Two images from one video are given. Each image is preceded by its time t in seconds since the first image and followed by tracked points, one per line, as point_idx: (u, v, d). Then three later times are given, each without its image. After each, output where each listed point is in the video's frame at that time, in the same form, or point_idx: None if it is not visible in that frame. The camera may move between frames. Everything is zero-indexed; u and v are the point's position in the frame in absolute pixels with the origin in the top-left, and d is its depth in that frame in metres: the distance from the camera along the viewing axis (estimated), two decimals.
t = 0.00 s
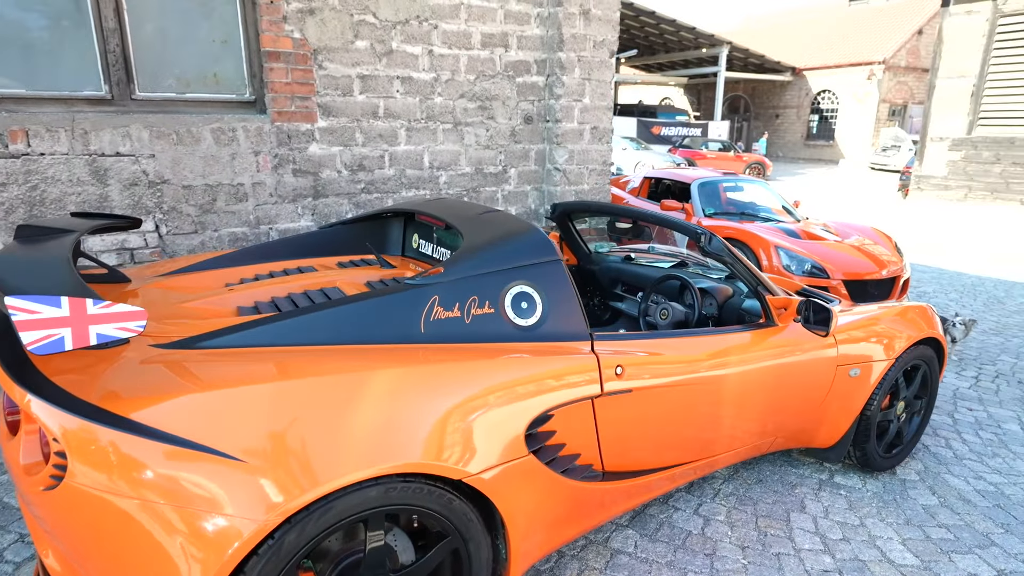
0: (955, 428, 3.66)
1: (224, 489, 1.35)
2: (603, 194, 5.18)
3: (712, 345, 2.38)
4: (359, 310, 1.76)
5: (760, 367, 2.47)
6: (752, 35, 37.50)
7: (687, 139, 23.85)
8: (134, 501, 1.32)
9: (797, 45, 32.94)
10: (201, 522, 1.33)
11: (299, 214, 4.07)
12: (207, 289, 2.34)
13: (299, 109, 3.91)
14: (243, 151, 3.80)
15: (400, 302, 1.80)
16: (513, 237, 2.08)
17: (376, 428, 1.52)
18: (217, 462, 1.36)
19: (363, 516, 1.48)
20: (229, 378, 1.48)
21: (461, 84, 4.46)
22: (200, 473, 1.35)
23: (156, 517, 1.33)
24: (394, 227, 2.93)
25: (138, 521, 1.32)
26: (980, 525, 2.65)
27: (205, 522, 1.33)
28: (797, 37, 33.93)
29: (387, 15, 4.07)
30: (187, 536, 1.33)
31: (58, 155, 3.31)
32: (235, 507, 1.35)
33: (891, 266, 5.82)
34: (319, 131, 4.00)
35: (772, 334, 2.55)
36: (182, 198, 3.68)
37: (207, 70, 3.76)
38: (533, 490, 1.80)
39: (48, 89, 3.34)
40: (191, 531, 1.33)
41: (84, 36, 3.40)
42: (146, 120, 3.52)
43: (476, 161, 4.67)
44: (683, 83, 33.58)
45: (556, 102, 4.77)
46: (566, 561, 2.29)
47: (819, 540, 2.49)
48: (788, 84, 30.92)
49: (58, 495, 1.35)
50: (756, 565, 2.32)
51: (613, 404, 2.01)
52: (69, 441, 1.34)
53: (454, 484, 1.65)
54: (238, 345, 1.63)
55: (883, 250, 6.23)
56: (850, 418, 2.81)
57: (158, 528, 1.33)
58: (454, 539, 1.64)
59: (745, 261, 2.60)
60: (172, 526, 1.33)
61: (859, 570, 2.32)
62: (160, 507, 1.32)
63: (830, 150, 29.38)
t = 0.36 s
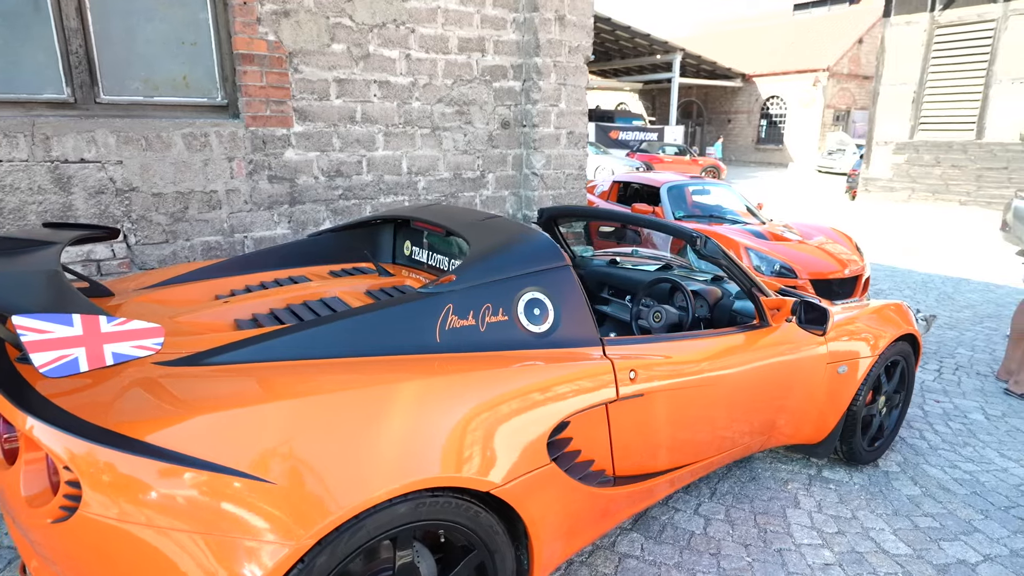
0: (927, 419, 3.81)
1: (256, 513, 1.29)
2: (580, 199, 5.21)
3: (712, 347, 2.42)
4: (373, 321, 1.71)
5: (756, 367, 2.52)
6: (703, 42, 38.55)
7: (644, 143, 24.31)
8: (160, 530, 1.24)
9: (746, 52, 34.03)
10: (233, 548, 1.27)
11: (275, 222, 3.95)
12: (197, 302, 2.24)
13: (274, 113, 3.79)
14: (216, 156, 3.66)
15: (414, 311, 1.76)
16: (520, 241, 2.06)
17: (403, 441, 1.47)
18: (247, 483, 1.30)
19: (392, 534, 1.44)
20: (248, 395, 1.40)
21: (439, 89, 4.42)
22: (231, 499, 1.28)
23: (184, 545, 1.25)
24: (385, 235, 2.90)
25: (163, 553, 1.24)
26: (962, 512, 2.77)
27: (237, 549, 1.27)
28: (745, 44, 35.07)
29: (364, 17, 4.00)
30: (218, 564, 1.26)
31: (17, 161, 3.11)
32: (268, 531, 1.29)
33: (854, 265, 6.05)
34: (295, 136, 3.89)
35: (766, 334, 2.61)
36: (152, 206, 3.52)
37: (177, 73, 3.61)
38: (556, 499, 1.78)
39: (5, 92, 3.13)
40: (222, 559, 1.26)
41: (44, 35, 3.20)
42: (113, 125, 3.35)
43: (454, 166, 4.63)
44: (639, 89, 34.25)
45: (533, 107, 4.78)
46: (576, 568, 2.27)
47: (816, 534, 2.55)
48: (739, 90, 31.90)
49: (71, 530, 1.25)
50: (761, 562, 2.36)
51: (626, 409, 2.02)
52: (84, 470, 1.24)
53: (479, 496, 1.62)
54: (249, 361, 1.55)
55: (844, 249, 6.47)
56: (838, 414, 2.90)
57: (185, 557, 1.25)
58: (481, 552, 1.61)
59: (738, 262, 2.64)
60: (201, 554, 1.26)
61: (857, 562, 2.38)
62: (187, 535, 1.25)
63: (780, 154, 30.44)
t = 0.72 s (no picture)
0: (896, 406, 4.02)
1: (303, 512, 1.32)
2: (559, 200, 5.30)
3: (707, 342, 2.53)
4: (396, 322, 1.74)
5: (748, 360, 2.64)
6: (661, 46, 39.35)
7: (607, 145, 24.69)
8: (210, 533, 1.25)
9: (702, 56, 34.92)
10: (281, 548, 1.29)
11: (259, 226, 3.90)
12: (201, 309, 2.21)
13: (257, 116, 3.75)
14: (198, 160, 3.59)
15: (436, 311, 1.80)
16: (529, 242, 2.12)
17: (438, 438, 1.52)
18: (294, 483, 1.33)
19: (430, 529, 1.48)
20: (287, 397, 1.43)
21: (421, 92, 4.44)
22: (279, 499, 1.30)
23: (233, 547, 1.27)
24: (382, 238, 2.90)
25: (212, 555, 1.25)
26: (936, 491, 2.94)
27: (285, 548, 1.29)
28: (702, 49, 35.98)
29: (347, 21, 3.99)
30: (267, 564, 1.28)
31: None
32: (315, 529, 1.32)
33: (819, 262, 6.31)
34: (278, 139, 3.86)
35: (756, 329, 2.74)
36: (132, 211, 3.43)
37: (156, 76, 3.54)
38: (576, 491, 1.85)
39: None
40: (271, 558, 1.29)
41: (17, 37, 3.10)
42: (92, 128, 3.26)
43: (437, 169, 4.66)
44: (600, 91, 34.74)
45: (513, 110, 4.84)
46: (585, 559, 2.34)
47: (807, 517, 2.67)
48: (697, 93, 32.70)
49: (116, 537, 1.24)
50: (758, 545, 2.47)
51: (635, 401, 2.10)
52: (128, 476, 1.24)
53: (507, 489, 1.67)
54: (277, 365, 1.57)
55: (808, 246, 6.74)
56: (820, 404, 3.05)
57: (234, 558, 1.27)
58: (509, 544, 1.65)
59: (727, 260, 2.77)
60: (250, 555, 1.27)
61: (847, 541, 2.52)
62: (237, 536, 1.27)
63: (737, 155, 31.32)
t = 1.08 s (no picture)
0: (854, 389, 4.30)
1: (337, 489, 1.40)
2: (533, 200, 5.44)
3: (688, 330, 2.69)
4: (408, 314, 1.83)
5: (724, 347, 2.82)
6: (618, 49, 40.05)
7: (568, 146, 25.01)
8: (250, 511, 1.32)
9: (658, 59, 35.71)
10: (317, 524, 1.37)
11: (240, 228, 3.89)
12: (203, 308, 2.25)
13: (236, 118, 3.75)
14: (178, 162, 3.58)
15: (444, 302, 1.89)
16: (525, 238, 2.24)
17: (455, 419, 1.62)
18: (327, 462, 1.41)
19: (452, 505, 1.58)
20: (315, 384, 1.51)
21: (398, 94, 4.51)
22: (314, 477, 1.38)
23: (272, 523, 1.34)
24: (374, 237, 2.98)
25: (252, 532, 1.33)
26: (894, 465, 3.19)
27: (323, 525, 1.37)
28: (658, 51, 36.79)
29: (325, 23, 4.03)
30: (304, 538, 1.36)
31: None
32: (349, 506, 1.40)
33: (778, 256, 6.63)
34: (258, 141, 3.87)
35: (731, 318, 2.92)
36: (112, 214, 3.40)
37: (133, 77, 3.51)
38: (578, 469, 1.97)
39: None
40: (309, 534, 1.36)
41: None
42: (69, 130, 3.22)
43: (414, 170, 4.72)
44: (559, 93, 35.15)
45: (488, 112, 4.95)
46: (580, 537, 2.46)
47: (781, 492, 2.87)
48: (654, 95, 33.42)
49: (159, 518, 1.30)
50: (739, 519, 2.64)
51: (627, 386, 2.24)
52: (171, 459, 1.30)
53: (518, 468, 1.78)
54: (300, 355, 1.64)
55: (768, 242, 7.06)
56: (789, 388, 3.26)
57: (273, 534, 1.34)
58: (521, 519, 1.75)
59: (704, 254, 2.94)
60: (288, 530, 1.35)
61: (818, 511, 2.72)
62: (275, 513, 1.34)
63: (694, 156, 32.16)
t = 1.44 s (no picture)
0: (824, 374, 4.55)
1: (370, 457, 1.52)
2: (515, 197, 5.58)
3: (674, 315, 2.87)
4: (423, 299, 1.96)
5: (708, 332, 3.01)
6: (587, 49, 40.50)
7: (540, 146, 25.24)
8: (291, 478, 1.44)
9: (627, 60, 36.23)
10: (352, 489, 1.48)
11: (231, 225, 3.94)
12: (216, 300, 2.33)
13: (228, 116, 3.80)
14: (170, 160, 3.62)
15: (455, 288, 2.03)
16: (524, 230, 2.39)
17: (472, 393, 1.76)
18: (361, 432, 1.53)
19: (472, 472, 1.71)
20: (345, 363, 1.63)
21: (385, 94, 4.60)
22: (349, 445, 1.50)
23: (310, 489, 1.45)
24: (373, 231, 3.09)
25: (293, 498, 1.44)
26: (863, 440, 3.42)
27: (360, 489, 1.49)
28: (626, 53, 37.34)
29: (314, 24, 4.10)
30: (341, 502, 1.47)
31: None
32: (382, 472, 1.53)
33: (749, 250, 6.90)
34: (249, 139, 3.93)
35: (712, 305, 3.11)
36: (106, 211, 3.43)
37: (125, 76, 3.54)
38: (581, 443, 2.12)
39: None
40: (347, 498, 1.48)
41: None
42: (63, 128, 3.23)
43: (401, 168, 4.82)
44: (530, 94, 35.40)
45: (472, 111, 5.08)
46: (577, 512, 2.61)
47: (761, 466, 3.07)
48: (623, 96, 33.91)
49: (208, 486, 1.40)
50: (723, 491, 2.83)
51: (622, 366, 2.40)
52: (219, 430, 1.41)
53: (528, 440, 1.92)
54: (326, 337, 1.75)
55: (739, 237, 7.34)
56: (766, 371, 3.46)
57: (312, 499, 1.45)
58: (532, 488, 1.89)
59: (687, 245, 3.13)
60: (326, 495, 1.46)
61: (795, 483, 2.92)
62: (315, 480, 1.45)
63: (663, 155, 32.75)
